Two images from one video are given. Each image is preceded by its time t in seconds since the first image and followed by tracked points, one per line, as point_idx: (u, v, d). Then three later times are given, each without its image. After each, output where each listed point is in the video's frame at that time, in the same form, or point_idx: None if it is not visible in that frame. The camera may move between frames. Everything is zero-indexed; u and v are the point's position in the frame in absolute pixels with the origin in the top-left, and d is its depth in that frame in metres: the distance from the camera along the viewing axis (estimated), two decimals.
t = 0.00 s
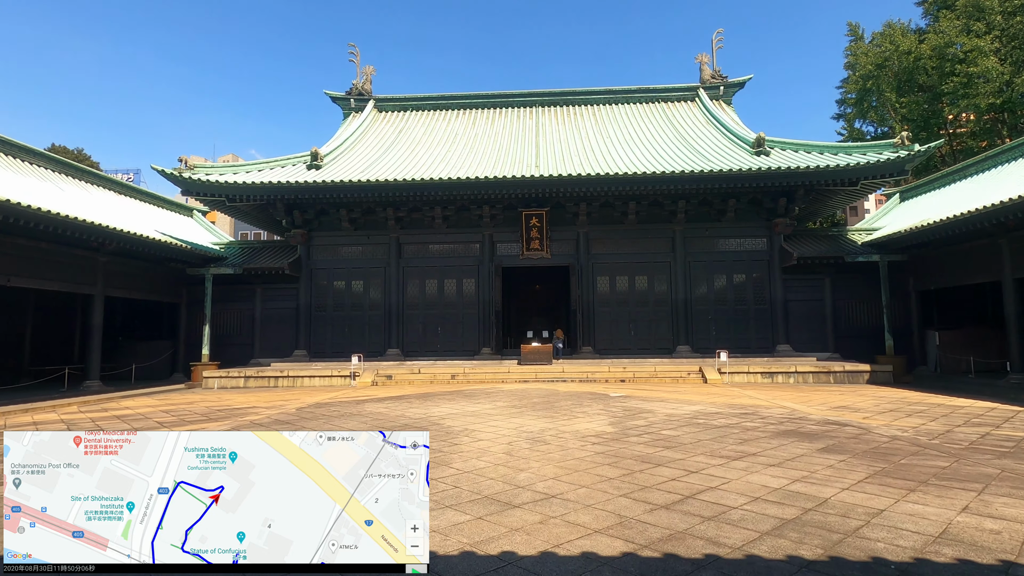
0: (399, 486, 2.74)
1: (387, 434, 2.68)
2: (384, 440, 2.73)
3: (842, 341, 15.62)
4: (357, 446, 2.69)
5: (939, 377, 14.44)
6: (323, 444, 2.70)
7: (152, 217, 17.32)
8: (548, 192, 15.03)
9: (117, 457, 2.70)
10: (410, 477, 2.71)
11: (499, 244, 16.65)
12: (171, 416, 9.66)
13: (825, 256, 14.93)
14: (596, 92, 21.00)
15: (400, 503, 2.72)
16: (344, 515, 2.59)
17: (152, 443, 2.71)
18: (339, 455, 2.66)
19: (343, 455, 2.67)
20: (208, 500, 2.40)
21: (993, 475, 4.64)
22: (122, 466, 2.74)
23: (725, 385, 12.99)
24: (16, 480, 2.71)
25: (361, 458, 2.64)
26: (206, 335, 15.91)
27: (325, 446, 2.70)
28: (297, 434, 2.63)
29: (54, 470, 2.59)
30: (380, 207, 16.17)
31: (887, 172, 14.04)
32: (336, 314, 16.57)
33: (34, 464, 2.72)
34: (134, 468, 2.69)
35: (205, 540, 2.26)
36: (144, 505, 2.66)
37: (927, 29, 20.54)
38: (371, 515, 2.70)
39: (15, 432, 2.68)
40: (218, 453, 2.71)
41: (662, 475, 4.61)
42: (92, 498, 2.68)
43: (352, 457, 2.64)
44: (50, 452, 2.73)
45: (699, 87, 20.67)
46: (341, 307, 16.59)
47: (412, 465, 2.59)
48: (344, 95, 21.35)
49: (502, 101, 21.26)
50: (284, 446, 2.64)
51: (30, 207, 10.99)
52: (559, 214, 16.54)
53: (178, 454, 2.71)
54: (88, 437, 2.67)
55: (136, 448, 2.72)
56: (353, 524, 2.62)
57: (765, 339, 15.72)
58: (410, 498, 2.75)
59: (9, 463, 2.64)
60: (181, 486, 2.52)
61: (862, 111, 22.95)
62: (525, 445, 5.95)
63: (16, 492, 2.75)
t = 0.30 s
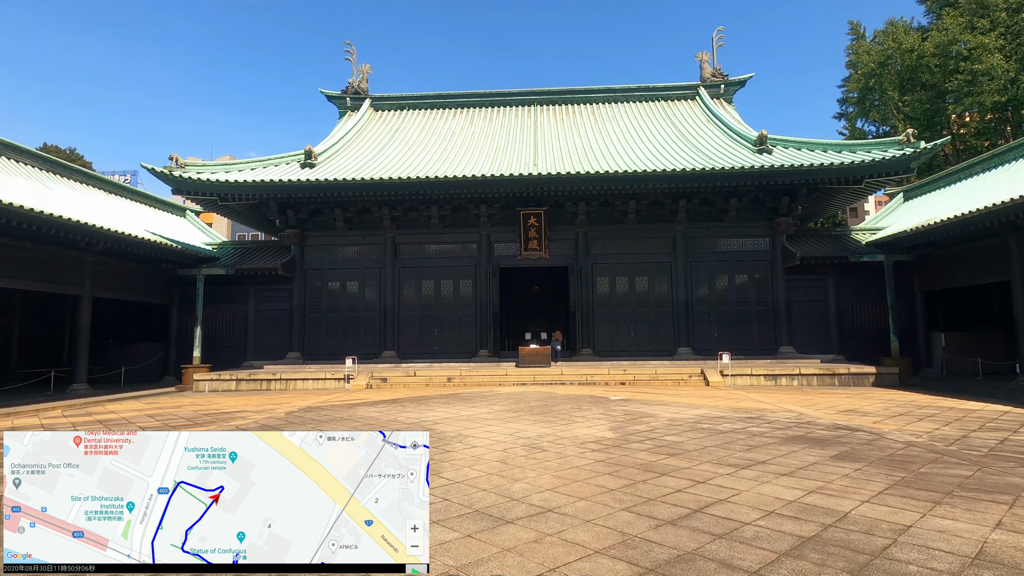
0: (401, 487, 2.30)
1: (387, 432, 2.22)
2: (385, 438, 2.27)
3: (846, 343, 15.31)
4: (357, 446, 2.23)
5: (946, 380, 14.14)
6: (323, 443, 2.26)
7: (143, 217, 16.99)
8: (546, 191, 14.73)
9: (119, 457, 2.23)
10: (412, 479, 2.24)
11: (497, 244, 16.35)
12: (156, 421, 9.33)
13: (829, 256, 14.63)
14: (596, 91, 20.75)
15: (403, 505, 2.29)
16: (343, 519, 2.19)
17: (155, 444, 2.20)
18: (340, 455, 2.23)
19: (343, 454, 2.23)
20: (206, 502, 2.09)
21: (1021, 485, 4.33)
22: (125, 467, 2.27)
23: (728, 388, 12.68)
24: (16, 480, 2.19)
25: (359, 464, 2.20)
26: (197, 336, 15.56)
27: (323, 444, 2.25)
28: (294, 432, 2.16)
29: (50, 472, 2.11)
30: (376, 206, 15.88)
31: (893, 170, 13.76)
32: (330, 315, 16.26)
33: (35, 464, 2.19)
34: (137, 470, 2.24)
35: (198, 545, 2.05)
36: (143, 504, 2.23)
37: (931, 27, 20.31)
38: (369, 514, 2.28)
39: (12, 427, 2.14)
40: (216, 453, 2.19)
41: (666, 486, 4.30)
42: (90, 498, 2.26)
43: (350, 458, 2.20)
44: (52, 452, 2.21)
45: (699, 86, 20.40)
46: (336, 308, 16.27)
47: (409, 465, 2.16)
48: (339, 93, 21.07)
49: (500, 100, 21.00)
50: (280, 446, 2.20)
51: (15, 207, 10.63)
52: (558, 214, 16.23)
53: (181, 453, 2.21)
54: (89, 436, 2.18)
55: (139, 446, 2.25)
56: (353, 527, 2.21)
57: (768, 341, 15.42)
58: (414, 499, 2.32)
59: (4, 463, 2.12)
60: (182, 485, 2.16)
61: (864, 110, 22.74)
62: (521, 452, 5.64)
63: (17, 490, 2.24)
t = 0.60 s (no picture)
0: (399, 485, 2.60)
1: (388, 433, 2.58)
2: (385, 441, 2.62)
3: (853, 344, 15.02)
4: (357, 447, 2.55)
5: (956, 382, 13.83)
6: (322, 443, 2.57)
7: (136, 216, 16.69)
8: (547, 189, 14.45)
9: (118, 457, 2.52)
10: (411, 477, 2.59)
11: (496, 243, 16.05)
12: (143, 425, 9.03)
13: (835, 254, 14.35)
14: (596, 88, 20.47)
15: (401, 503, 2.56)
16: (344, 515, 2.44)
17: (153, 442, 2.51)
18: (341, 454, 2.53)
19: (344, 454, 2.54)
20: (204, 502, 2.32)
21: None
22: (123, 468, 2.54)
23: (733, 389, 12.37)
24: (16, 480, 2.51)
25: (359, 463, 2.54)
26: (191, 338, 15.25)
27: (324, 445, 2.57)
28: (297, 432, 2.48)
29: (52, 471, 2.39)
30: (372, 205, 15.57)
31: (901, 166, 13.44)
32: (326, 316, 15.94)
33: (34, 465, 2.51)
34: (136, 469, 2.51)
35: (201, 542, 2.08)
36: (143, 506, 2.45)
37: (935, 23, 20.05)
38: (370, 516, 2.59)
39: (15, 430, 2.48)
40: (217, 452, 2.51)
41: (679, 497, 3.99)
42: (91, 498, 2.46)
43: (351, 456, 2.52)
44: (50, 452, 2.52)
45: (701, 83, 20.12)
46: (332, 309, 15.96)
47: (413, 465, 2.47)
48: (336, 91, 20.77)
49: (499, 97, 20.73)
50: (284, 446, 2.49)
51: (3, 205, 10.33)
52: (558, 212, 15.92)
53: (180, 453, 2.52)
54: (88, 436, 2.48)
55: (138, 446, 2.54)
56: (353, 525, 2.48)
57: (773, 341, 15.12)
58: (412, 498, 2.61)
59: (7, 462, 2.44)
60: (180, 486, 2.41)
61: (867, 107, 22.47)
62: (522, 458, 5.34)
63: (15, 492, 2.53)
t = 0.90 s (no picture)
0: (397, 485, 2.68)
1: (386, 433, 2.67)
2: (384, 440, 2.71)
3: (859, 346, 14.70)
4: (357, 446, 2.66)
5: (966, 386, 13.49)
6: (321, 443, 2.67)
7: (127, 217, 16.37)
8: (547, 189, 14.15)
9: (117, 456, 2.63)
10: (410, 476, 2.68)
11: (495, 244, 15.74)
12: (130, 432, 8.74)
13: (841, 255, 14.05)
14: (597, 88, 20.21)
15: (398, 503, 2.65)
16: (343, 514, 2.54)
17: (151, 443, 2.62)
18: (339, 453, 2.64)
19: (343, 453, 2.65)
20: (203, 502, 2.51)
21: None
22: (122, 467, 2.66)
23: (738, 394, 12.05)
24: (15, 479, 2.62)
25: (359, 463, 2.64)
26: (183, 342, 14.90)
27: (324, 444, 2.67)
28: (296, 432, 2.58)
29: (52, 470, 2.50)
30: (369, 205, 15.26)
31: (909, 165, 13.13)
32: (322, 319, 15.61)
33: (33, 464, 2.62)
34: (135, 469, 2.64)
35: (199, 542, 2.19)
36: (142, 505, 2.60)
37: (940, 21, 19.81)
38: (369, 514, 2.71)
39: (14, 431, 2.59)
40: (218, 452, 2.64)
41: (693, 515, 3.68)
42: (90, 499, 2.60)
43: (350, 455, 2.62)
44: (49, 452, 2.63)
45: (703, 82, 19.85)
46: (328, 312, 15.64)
47: (412, 464, 2.57)
48: (333, 91, 20.48)
49: (498, 97, 20.47)
50: (283, 446, 2.59)
51: None
52: (559, 212, 15.60)
53: (179, 452, 2.65)
54: (87, 436, 2.59)
55: (136, 447, 2.65)
56: (353, 524, 2.59)
57: (778, 344, 14.80)
58: (410, 496, 2.70)
59: (6, 462, 2.55)
60: (177, 486, 2.58)
61: (871, 107, 22.23)
62: (522, 470, 5.04)
63: (16, 492, 2.66)
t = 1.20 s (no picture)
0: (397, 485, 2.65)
1: (387, 433, 2.68)
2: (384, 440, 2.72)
3: (864, 349, 14.38)
4: (357, 446, 2.67)
5: (974, 389, 13.17)
6: (322, 443, 2.67)
7: (116, 218, 16.08)
8: (545, 188, 13.86)
9: (117, 456, 2.63)
10: (410, 476, 2.68)
11: (492, 245, 15.43)
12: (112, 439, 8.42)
13: (845, 255, 13.75)
14: (596, 87, 19.96)
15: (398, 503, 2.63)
16: (343, 514, 2.56)
17: (151, 444, 2.61)
18: (339, 454, 2.65)
19: (343, 454, 2.66)
20: (204, 502, 2.55)
21: None
22: (122, 466, 2.65)
23: (742, 397, 11.72)
24: (15, 480, 2.61)
25: (359, 463, 2.64)
26: (171, 344, 14.53)
27: (324, 445, 2.67)
28: (296, 432, 2.59)
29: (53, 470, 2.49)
30: (363, 205, 14.95)
31: (915, 163, 12.88)
32: (315, 321, 15.27)
33: (33, 464, 2.61)
34: (136, 469, 2.63)
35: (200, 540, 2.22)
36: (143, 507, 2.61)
37: (942, 20, 19.61)
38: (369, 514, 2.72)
39: (13, 431, 2.58)
40: (217, 452, 2.64)
41: (706, 529, 3.35)
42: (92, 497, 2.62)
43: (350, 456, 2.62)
44: (49, 452, 2.62)
45: (703, 82, 19.60)
46: (321, 314, 15.29)
47: (412, 464, 2.58)
48: (328, 90, 20.19)
49: (496, 97, 20.21)
50: (283, 445, 2.60)
51: None
52: (557, 212, 15.30)
53: (179, 452, 2.64)
54: (87, 437, 2.59)
55: (137, 447, 2.64)
56: (353, 525, 2.62)
57: (781, 346, 14.49)
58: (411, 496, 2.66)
59: (6, 462, 2.54)
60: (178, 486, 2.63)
61: (873, 107, 22.02)
62: (519, 479, 4.72)
63: (16, 491, 2.65)
